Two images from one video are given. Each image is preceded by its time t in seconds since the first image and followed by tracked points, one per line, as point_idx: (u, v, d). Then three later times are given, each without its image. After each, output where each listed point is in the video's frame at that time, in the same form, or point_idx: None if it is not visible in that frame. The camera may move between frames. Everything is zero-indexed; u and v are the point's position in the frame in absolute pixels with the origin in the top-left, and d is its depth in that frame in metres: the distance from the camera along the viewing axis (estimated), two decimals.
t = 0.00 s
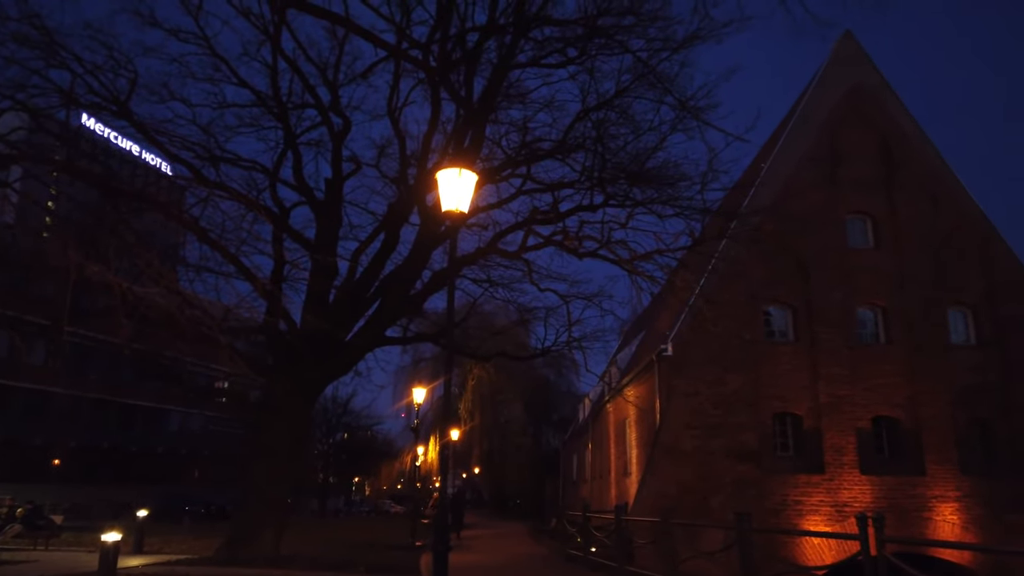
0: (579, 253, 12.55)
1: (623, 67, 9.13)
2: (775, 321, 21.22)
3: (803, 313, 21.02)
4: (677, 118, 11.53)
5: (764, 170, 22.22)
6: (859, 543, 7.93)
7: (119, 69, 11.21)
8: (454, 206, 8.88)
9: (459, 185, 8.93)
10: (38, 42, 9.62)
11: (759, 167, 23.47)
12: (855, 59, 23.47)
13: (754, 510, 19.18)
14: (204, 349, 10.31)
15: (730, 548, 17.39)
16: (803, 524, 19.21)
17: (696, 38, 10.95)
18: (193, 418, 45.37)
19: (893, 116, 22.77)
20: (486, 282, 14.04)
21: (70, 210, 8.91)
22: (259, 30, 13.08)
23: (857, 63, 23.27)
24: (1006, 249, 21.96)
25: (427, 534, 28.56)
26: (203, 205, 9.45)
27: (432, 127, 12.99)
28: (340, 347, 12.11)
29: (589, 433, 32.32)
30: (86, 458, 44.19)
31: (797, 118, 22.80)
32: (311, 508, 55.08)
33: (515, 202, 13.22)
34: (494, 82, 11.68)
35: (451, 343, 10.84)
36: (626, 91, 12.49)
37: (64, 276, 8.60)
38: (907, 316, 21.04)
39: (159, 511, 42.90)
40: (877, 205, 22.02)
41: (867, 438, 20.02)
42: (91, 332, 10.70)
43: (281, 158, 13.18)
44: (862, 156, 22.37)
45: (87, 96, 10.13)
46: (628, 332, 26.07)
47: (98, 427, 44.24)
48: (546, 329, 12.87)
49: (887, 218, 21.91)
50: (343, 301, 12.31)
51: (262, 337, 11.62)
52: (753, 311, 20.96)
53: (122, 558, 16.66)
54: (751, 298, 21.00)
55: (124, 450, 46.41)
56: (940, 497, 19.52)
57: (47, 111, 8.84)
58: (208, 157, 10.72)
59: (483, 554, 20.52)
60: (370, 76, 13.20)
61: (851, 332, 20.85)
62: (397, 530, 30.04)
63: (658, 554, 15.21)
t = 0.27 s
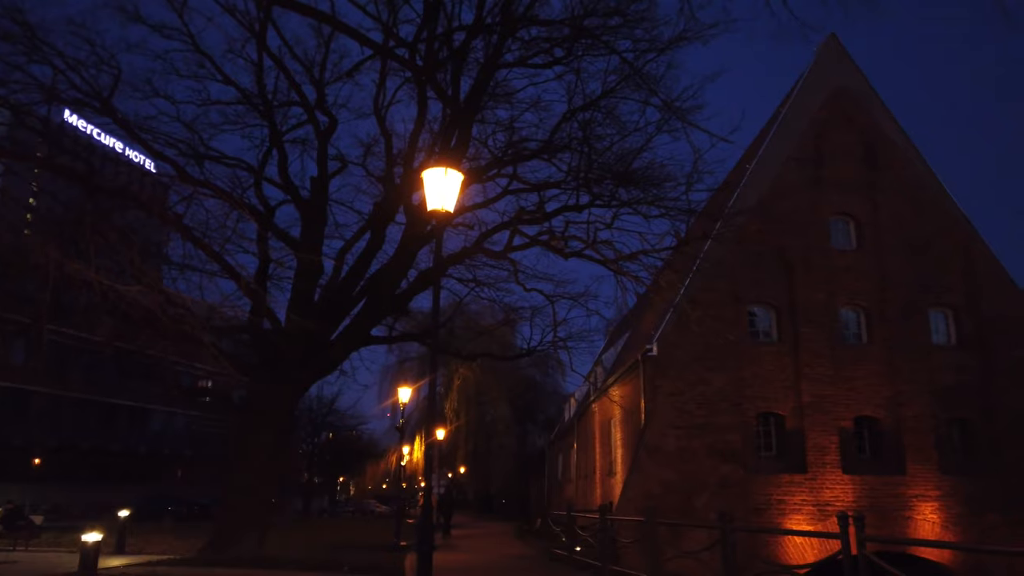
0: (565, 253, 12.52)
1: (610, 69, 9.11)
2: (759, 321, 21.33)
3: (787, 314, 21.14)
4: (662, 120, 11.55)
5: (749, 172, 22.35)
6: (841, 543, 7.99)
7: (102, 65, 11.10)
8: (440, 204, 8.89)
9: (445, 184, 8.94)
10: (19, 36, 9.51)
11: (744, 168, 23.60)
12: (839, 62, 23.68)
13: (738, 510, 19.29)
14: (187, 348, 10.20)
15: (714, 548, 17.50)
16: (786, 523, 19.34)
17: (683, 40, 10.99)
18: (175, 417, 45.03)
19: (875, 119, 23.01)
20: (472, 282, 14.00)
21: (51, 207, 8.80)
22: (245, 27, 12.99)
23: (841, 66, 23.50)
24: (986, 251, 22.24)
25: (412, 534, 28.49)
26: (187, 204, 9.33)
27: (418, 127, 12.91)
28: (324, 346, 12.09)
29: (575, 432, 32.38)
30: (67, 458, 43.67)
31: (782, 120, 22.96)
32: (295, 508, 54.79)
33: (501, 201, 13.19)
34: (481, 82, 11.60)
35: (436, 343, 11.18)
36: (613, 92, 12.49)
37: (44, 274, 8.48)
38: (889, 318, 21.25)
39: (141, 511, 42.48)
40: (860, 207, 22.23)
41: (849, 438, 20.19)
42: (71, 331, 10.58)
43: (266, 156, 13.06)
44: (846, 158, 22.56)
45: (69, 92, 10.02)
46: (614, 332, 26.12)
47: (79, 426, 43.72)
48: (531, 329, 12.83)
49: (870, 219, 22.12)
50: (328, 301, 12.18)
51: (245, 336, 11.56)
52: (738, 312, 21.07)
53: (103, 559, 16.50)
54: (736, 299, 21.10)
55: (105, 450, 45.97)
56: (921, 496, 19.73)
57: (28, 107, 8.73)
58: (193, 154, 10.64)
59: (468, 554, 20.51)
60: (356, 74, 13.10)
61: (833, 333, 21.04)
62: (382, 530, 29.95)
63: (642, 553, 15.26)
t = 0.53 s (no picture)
0: (549, 254, 12.46)
1: (593, 72, 9.13)
2: (741, 322, 21.47)
3: (769, 315, 21.27)
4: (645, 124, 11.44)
5: (731, 174, 22.49)
6: (819, 542, 8.07)
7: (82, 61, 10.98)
8: (423, 205, 8.87)
9: (429, 184, 8.91)
10: None
11: (727, 170, 23.75)
12: (821, 66, 23.90)
13: (719, 510, 19.42)
14: (167, 348, 10.09)
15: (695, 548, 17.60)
16: (766, 523, 19.48)
17: (667, 42, 11.02)
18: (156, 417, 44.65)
19: (856, 123, 23.24)
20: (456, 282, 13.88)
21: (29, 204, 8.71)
22: (228, 24, 12.89)
23: (822, 70, 23.73)
24: (965, 254, 22.53)
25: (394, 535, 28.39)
26: (168, 203, 9.34)
27: (403, 127, 12.66)
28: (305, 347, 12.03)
29: (558, 433, 32.43)
30: (44, 459, 43.08)
31: (764, 122, 23.15)
32: (277, 509, 54.47)
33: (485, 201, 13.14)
34: (466, 83, 11.40)
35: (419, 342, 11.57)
36: (597, 94, 12.48)
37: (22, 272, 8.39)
38: (870, 319, 21.47)
39: (120, 513, 42.00)
40: (841, 210, 22.44)
41: (829, 439, 20.38)
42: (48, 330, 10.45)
43: (249, 155, 12.89)
44: (827, 161, 22.77)
45: (48, 88, 9.91)
46: (598, 332, 26.17)
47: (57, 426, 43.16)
48: (515, 330, 12.78)
49: (851, 222, 22.34)
50: (310, 301, 12.04)
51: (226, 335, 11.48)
52: (721, 313, 21.20)
53: (80, 561, 16.31)
54: (719, 300, 21.23)
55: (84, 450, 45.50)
56: (899, 496, 19.96)
57: (6, 103, 8.62)
58: (174, 152, 10.55)
59: (451, 555, 20.47)
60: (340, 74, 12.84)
61: (814, 334, 21.22)
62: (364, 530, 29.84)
63: (624, 554, 15.31)
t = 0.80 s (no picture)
0: (531, 257, 12.03)
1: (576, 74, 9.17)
2: (722, 326, 21.63)
3: (748, 318, 21.47)
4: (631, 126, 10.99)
5: (712, 179, 22.68)
6: (796, 545, 8.13)
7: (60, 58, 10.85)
8: (405, 207, 8.89)
9: (411, 186, 8.92)
10: None
11: (708, 176, 23.94)
12: (801, 73, 24.17)
13: (699, 512, 19.54)
14: (143, 353, 9.86)
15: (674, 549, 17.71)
16: (745, 525, 19.62)
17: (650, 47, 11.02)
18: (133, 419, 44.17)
19: (835, 129, 23.53)
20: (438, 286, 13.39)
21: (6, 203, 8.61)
22: (209, 22, 12.77)
23: (802, 77, 24.00)
24: (940, 260, 22.87)
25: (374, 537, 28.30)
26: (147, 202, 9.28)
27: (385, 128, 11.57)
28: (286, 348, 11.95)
29: (539, 435, 32.45)
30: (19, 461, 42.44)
31: (745, 128, 23.38)
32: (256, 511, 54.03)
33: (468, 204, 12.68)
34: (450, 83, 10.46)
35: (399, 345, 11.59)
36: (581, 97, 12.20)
37: None
38: (847, 324, 21.71)
39: (96, 516, 41.48)
40: (819, 215, 22.70)
41: (807, 441, 20.58)
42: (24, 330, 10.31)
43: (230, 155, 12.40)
44: (807, 167, 23.02)
45: (26, 85, 9.78)
46: (580, 335, 26.20)
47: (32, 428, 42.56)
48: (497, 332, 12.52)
49: (830, 227, 22.58)
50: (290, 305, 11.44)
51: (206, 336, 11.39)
52: (701, 317, 21.35)
53: (56, 564, 16.11)
54: (699, 304, 21.39)
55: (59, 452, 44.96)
56: (876, 499, 20.19)
57: None
58: (154, 151, 10.45)
59: (431, 557, 20.44)
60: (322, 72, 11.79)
61: (793, 337, 21.42)
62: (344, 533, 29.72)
63: (604, 556, 15.36)
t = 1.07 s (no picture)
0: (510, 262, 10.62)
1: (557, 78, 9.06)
2: (701, 329, 21.79)
3: (726, 322, 21.64)
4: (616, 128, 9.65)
5: (692, 185, 22.85)
6: (773, 546, 8.19)
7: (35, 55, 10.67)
8: (385, 208, 8.87)
9: (391, 187, 8.89)
10: None
11: (688, 180, 24.12)
12: (779, 79, 24.45)
13: (677, 514, 19.64)
14: (118, 355, 9.71)
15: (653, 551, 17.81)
16: (723, 527, 19.74)
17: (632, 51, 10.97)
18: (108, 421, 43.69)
19: (813, 136, 23.81)
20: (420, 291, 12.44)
21: None
22: (189, 20, 12.61)
23: (781, 84, 24.28)
24: (915, 265, 23.21)
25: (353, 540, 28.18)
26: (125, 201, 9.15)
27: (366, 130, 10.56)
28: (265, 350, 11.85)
29: (519, 438, 32.49)
30: None
31: (724, 133, 23.60)
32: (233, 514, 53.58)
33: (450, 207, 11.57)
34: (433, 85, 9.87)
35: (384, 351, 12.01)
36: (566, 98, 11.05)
37: None
38: (824, 328, 21.95)
39: (69, 520, 40.89)
40: (797, 220, 22.94)
41: (784, 444, 20.77)
42: None
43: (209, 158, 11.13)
44: (785, 172, 23.26)
45: None
46: (560, 338, 26.25)
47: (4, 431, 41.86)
48: (478, 334, 12.11)
49: (807, 232, 22.83)
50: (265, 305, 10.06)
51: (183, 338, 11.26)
52: (680, 320, 21.49)
53: (28, 568, 15.88)
54: (678, 308, 21.53)
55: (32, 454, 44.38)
56: (852, 501, 20.42)
57: None
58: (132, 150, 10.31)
59: (410, 560, 20.39)
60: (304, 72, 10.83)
61: (771, 340, 21.61)
62: (322, 535, 29.63)
63: (583, 558, 15.41)
